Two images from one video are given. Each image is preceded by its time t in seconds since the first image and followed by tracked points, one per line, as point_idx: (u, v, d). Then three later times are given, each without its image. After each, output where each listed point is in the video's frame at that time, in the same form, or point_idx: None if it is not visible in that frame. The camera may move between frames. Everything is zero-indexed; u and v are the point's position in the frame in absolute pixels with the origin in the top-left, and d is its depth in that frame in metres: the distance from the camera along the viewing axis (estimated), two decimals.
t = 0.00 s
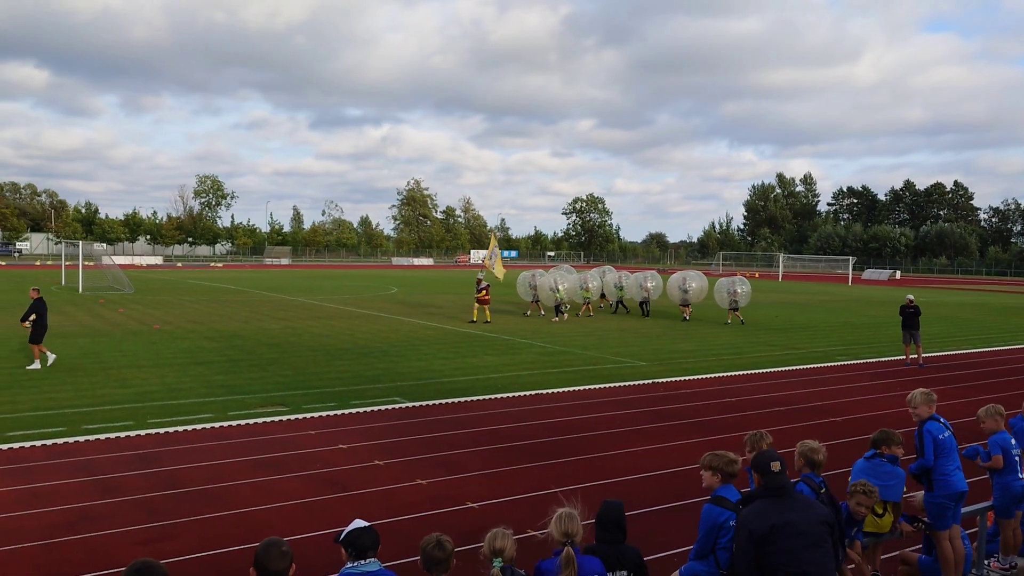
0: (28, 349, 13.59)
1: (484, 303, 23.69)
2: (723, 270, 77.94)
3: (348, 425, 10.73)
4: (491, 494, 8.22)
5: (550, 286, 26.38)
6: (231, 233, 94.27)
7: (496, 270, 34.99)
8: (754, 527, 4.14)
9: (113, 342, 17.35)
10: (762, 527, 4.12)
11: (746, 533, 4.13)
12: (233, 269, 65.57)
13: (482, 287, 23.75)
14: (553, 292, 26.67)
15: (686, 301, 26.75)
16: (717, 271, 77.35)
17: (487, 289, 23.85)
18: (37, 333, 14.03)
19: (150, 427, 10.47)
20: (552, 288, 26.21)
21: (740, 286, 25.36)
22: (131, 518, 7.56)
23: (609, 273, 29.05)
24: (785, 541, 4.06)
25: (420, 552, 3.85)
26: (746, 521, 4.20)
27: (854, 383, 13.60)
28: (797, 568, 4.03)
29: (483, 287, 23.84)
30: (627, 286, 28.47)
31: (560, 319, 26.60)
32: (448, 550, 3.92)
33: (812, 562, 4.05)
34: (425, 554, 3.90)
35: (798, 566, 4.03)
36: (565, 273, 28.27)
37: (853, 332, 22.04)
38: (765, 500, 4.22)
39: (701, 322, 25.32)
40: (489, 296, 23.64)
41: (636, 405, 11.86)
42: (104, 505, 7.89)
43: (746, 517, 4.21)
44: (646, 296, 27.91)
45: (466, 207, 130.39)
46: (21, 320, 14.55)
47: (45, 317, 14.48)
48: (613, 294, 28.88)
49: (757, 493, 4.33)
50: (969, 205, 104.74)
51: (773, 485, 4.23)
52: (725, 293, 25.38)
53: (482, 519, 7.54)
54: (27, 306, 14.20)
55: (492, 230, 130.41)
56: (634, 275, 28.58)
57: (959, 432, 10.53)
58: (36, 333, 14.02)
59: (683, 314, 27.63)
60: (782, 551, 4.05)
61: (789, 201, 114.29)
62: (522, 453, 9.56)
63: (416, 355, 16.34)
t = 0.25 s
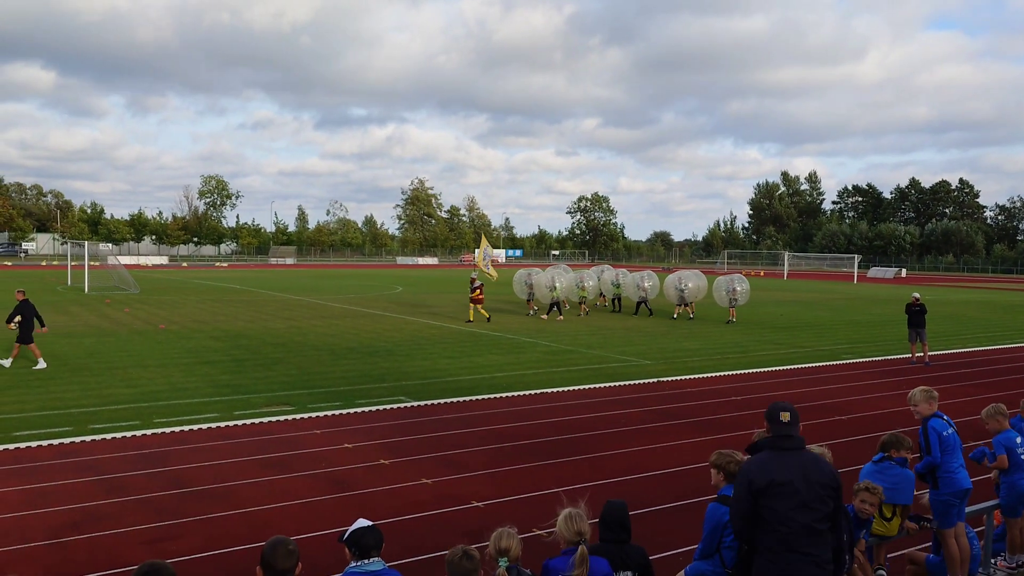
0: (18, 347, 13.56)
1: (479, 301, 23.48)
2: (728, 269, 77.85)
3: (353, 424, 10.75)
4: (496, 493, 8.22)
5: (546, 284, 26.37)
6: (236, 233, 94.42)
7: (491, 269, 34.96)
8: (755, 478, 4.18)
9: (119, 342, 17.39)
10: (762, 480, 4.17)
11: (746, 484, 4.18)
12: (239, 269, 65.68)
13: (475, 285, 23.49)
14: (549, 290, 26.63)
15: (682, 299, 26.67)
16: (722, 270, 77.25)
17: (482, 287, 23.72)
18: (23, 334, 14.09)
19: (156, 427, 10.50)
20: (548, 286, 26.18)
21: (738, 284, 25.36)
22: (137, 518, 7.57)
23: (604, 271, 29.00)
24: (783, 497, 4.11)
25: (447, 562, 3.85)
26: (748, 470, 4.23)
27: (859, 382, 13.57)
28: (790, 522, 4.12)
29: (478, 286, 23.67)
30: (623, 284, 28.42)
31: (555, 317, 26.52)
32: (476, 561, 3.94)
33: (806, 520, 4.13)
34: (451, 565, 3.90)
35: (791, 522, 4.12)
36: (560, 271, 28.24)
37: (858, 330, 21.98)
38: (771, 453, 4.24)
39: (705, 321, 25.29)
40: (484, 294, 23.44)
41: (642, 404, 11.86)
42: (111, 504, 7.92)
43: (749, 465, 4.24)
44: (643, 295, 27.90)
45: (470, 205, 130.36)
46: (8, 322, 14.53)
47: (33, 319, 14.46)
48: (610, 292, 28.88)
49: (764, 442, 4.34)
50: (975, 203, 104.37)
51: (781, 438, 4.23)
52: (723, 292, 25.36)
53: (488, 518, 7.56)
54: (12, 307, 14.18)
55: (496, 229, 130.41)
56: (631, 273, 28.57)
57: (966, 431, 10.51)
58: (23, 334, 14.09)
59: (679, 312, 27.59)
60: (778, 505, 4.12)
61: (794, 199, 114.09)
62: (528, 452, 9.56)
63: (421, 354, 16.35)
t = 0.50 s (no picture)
0: (10, 345, 13.55)
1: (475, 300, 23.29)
2: (733, 267, 77.75)
3: (357, 424, 10.76)
4: (502, 492, 8.24)
5: (542, 283, 26.35)
6: (241, 233, 94.56)
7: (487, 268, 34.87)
8: (759, 465, 4.25)
9: (124, 342, 17.41)
10: (766, 467, 4.24)
11: (750, 470, 4.26)
12: (244, 269, 65.75)
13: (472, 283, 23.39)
14: (544, 290, 26.63)
15: (679, 298, 26.63)
16: (727, 269, 77.12)
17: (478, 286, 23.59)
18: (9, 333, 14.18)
19: (161, 426, 10.52)
20: (544, 285, 26.17)
21: (737, 283, 25.33)
22: (143, 517, 7.59)
23: (602, 270, 28.99)
24: (785, 485, 4.18)
25: (451, 558, 3.89)
26: (754, 457, 4.31)
27: (864, 381, 13.55)
28: (792, 510, 4.19)
29: (473, 285, 23.53)
30: (620, 283, 28.43)
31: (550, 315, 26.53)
32: (476, 559, 3.97)
33: (809, 508, 4.19)
34: (453, 560, 3.94)
35: (793, 510, 4.19)
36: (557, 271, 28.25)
37: (863, 329, 21.94)
38: (778, 441, 4.28)
39: (710, 320, 25.26)
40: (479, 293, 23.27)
41: (646, 403, 11.85)
42: (117, 504, 7.93)
43: (756, 452, 4.31)
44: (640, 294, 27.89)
45: (474, 205, 130.35)
46: None
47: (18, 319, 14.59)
48: (607, 291, 28.86)
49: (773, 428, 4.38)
50: (980, 201, 104.04)
51: (788, 427, 4.25)
52: (722, 291, 25.34)
53: (493, 517, 7.56)
54: None
55: (500, 228, 130.41)
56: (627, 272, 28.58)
57: (971, 430, 10.50)
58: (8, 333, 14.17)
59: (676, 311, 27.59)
60: (780, 493, 4.20)
61: (798, 198, 113.94)
62: (533, 451, 9.56)
63: (425, 354, 16.37)
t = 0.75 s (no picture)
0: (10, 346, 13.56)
1: (470, 299, 23.16)
2: (738, 266, 77.56)
3: (362, 423, 10.77)
4: (507, 491, 8.24)
5: (538, 282, 26.34)
6: (246, 232, 94.70)
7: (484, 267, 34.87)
8: (775, 456, 4.24)
9: (130, 341, 17.46)
10: (782, 457, 4.24)
11: (766, 460, 4.24)
12: (250, 268, 65.87)
13: (468, 283, 23.28)
14: (540, 288, 26.65)
15: (675, 296, 26.60)
16: (733, 267, 76.98)
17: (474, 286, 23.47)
18: None
19: (167, 425, 10.55)
20: (539, 284, 26.16)
21: (736, 282, 25.25)
22: (149, 516, 7.61)
23: (601, 269, 28.96)
24: (800, 477, 4.19)
25: (435, 545, 3.94)
26: (770, 448, 4.30)
27: (870, 379, 13.52)
28: (803, 502, 4.20)
29: (469, 284, 23.35)
30: (618, 281, 28.41)
31: (546, 313, 26.55)
32: (462, 545, 4.00)
33: (819, 503, 4.20)
34: (439, 548, 3.98)
35: (804, 504, 4.20)
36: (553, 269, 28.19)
37: (870, 327, 21.87)
38: (795, 433, 4.30)
39: (715, 318, 25.22)
40: (475, 292, 23.15)
41: (652, 402, 11.85)
42: (123, 503, 7.96)
43: (771, 442, 4.31)
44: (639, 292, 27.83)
45: (479, 203, 130.38)
46: None
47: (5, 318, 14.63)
48: (605, 290, 28.82)
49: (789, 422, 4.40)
50: (986, 198, 103.60)
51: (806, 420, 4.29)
52: (722, 289, 25.30)
53: (498, 516, 7.57)
54: None
55: (505, 227, 130.39)
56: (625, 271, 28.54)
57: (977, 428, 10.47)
58: None
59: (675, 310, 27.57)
60: (794, 484, 4.20)
61: (804, 195, 113.67)
62: (538, 450, 9.57)
63: (430, 353, 16.37)
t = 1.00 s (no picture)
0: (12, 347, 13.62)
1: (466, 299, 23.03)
2: (743, 266, 77.48)
3: (367, 423, 10.79)
4: (512, 491, 8.25)
5: (534, 282, 26.30)
6: (251, 232, 94.93)
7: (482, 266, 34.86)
8: (781, 451, 4.26)
9: (136, 342, 17.52)
10: (788, 452, 4.24)
11: (772, 453, 4.26)
12: (255, 268, 65.99)
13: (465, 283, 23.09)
14: (536, 289, 26.64)
15: (673, 296, 26.58)
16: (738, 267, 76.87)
17: (471, 286, 23.33)
18: None
19: (172, 426, 10.57)
20: (535, 284, 26.12)
21: (735, 282, 25.20)
22: (156, 516, 7.64)
23: (599, 268, 28.92)
24: (805, 473, 4.19)
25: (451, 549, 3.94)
26: (777, 442, 4.32)
27: (876, 379, 13.49)
28: (807, 498, 4.20)
29: (466, 285, 23.14)
30: (616, 282, 28.37)
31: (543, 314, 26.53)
32: (479, 547, 4.00)
33: (823, 500, 4.20)
34: (456, 550, 3.99)
35: (809, 500, 4.20)
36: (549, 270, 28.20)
37: (876, 327, 21.80)
38: (803, 429, 4.31)
39: (721, 318, 25.18)
40: (472, 291, 23.00)
41: (657, 402, 11.84)
42: (129, 503, 7.98)
43: (779, 438, 4.32)
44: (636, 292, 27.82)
45: (483, 203, 130.41)
46: None
47: None
48: (603, 290, 28.81)
49: (798, 418, 4.41)
50: (992, 198, 103.17)
51: (816, 417, 4.29)
52: (721, 289, 25.26)
53: (503, 516, 7.58)
54: None
55: (509, 227, 130.37)
56: (623, 271, 28.52)
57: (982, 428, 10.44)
58: None
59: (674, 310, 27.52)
60: (798, 479, 4.21)
61: (809, 195, 113.47)
62: (544, 450, 9.58)
63: (436, 353, 16.38)
